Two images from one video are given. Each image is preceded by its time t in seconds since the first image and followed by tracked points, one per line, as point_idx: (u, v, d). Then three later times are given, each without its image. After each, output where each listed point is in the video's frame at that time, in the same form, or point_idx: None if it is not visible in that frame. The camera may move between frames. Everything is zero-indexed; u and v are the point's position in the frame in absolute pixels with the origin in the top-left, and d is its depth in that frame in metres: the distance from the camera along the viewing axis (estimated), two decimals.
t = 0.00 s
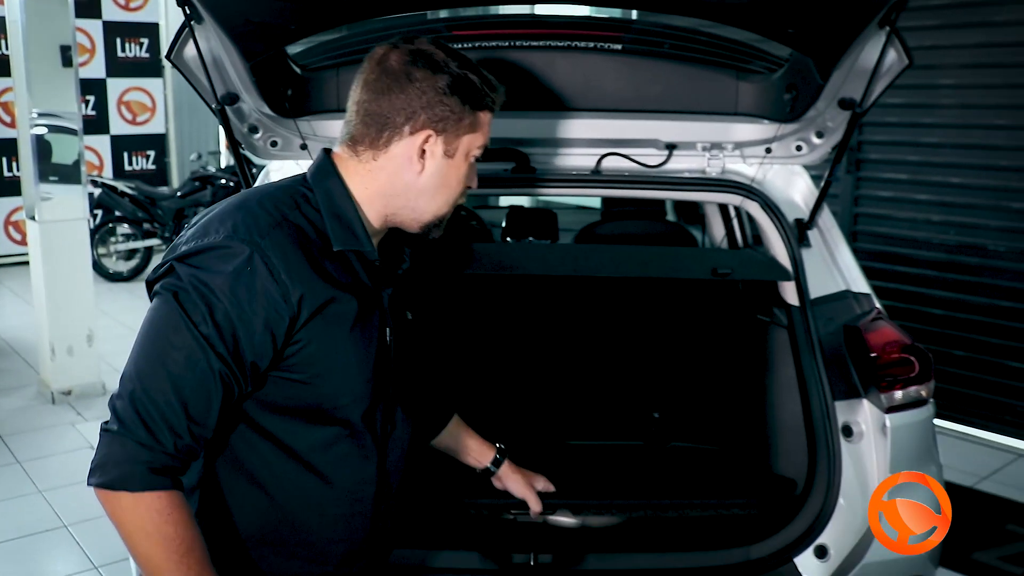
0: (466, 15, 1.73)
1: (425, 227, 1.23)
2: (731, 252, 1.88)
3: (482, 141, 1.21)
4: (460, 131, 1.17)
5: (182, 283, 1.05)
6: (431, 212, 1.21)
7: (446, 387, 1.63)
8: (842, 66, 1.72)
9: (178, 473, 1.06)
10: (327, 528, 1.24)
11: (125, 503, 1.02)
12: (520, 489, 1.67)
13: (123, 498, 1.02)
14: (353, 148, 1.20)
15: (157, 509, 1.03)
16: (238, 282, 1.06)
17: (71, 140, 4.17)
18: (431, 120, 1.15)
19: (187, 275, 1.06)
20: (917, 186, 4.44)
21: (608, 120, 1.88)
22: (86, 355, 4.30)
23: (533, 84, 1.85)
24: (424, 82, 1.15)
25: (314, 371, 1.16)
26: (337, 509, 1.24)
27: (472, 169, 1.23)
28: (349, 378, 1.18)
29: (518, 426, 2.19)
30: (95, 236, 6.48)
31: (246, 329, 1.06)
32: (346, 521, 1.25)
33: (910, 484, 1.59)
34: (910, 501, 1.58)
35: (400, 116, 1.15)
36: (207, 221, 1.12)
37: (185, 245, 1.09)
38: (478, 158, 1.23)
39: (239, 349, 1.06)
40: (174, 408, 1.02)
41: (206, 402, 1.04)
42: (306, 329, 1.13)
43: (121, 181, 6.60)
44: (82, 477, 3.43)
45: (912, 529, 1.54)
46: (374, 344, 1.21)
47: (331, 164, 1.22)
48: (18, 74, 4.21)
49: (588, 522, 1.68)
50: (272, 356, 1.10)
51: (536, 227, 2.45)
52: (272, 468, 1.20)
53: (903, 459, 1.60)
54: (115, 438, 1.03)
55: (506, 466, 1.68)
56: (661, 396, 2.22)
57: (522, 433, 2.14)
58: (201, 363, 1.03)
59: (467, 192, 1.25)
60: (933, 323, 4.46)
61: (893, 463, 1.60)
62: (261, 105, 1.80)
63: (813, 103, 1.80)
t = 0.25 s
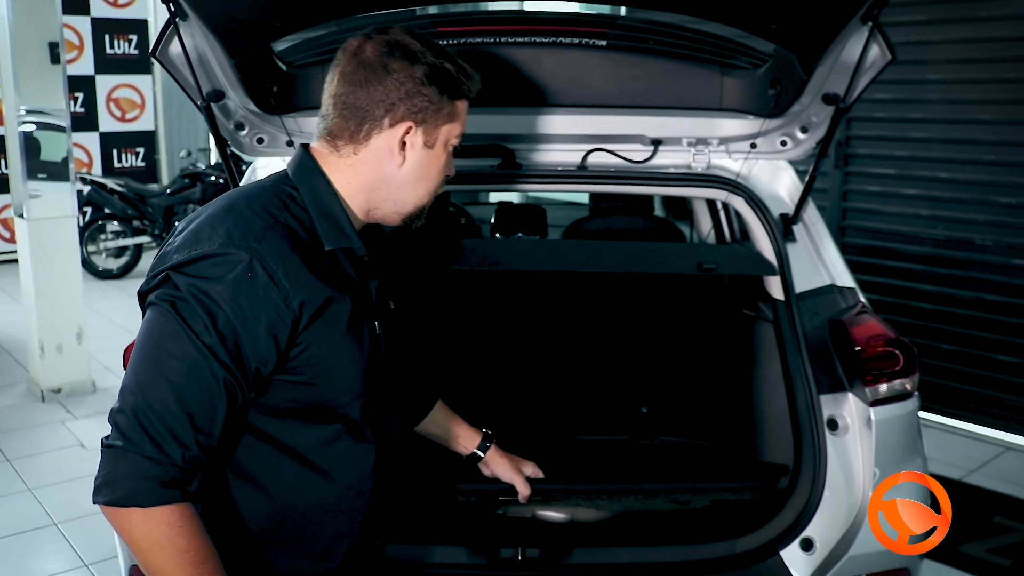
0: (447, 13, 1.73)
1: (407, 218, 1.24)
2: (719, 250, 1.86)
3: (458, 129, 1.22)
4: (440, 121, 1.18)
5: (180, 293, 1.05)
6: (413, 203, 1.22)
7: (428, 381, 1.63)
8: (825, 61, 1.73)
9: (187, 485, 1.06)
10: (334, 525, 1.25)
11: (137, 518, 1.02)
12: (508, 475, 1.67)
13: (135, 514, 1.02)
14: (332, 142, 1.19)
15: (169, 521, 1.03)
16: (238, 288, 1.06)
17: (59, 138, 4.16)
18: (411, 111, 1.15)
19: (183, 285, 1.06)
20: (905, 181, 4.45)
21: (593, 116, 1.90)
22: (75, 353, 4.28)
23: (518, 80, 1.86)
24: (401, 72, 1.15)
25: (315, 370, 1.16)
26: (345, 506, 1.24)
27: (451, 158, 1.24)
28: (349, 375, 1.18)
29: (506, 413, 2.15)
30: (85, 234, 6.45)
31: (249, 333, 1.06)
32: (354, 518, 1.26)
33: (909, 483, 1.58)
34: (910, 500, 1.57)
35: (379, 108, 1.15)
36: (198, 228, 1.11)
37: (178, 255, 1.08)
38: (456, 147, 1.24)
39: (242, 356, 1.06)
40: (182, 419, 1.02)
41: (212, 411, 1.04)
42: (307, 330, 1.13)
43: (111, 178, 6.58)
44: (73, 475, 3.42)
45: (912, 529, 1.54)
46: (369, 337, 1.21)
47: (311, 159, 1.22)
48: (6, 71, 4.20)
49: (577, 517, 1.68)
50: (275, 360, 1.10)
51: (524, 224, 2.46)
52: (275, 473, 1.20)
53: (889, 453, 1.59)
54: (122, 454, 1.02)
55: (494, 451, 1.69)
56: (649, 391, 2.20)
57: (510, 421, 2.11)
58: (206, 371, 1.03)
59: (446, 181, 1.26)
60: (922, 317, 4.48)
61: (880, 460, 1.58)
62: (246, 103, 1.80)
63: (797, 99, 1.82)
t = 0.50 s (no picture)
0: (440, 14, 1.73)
1: (398, 212, 1.24)
2: (714, 245, 1.89)
3: (442, 118, 1.22)
4: (423, 111, 1.19)
5: (175, 302, 1.05)
6: (403, 197, 1.22)
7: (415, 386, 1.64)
8: (819, 57, 1.73)
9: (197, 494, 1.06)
10: (341, 525, 1.26)
11: (149, 532, 1.03)
12: (504, 481, 1.68)
13: (146, 528, 1.03)
14: (316, 140, 1.20)
15: (183, 533, 1.04)
16: (233, 294, 1.06)
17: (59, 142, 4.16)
18: (393, 103, 1.16)
19: (177, 294, 1.06)
20: (904, 175, 4.45)
21: (586, 115, 1.89)
22: (77, 357, 4.29)
23: (513, 79, 1.87)
24: (380, 64, 1.16)
25: (315, 373, 1.16)
26: (353, 506, 1.25)
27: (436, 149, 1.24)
28: (349, 374, 1.19)
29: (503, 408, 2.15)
30: (86, 238, 6.46)
31: (247, 338, 1.06)
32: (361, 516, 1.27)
33: (909, 482, 1.57)
34: (910, 499, 1.56)
35: (360, 102, 1.16)
36: (188, 237, 1.10)
37: (170, 264, 1.08)
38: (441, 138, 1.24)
39: (241, 362, 1.06)
40: (186, 428, 1.03)
41: (214, 417, 1.04)
42: (305, 331, 1.14)
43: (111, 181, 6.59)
44: (77, 479, 3.43)
45: (912, 529, 1.53)
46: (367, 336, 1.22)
47: (296, 160, 1.23)
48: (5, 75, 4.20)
49: (579, 516, 1.68)
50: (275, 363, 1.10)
51: (522, 223, 2.46)
52: (280, 478, 1.21)
53: (888, 448, 1.59)
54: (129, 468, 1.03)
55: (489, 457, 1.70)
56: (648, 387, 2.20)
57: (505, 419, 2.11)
58: (207, 379, 1.03)
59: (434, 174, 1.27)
60: (923, 312, 4.48)
61: (880, 454, 1.58)
62: (244, 106, 1.81)
63: (792, 95, 1.83)
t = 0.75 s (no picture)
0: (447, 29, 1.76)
1: (397, 225, 1.25)
2: (720, 258, 1.89)
3: (437, 128, 1.24)
4: (419, 123, 1.20)
5: (165, 321, 1.06)
6: (402, 209, 1.24)
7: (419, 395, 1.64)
8: (819, 69, 1.73)
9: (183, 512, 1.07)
10: (337, 545, 1.26)
11: (134, 549, 1.03)
12: (507, 482, 1.67)
13: (131, 544, 1.03)
14: (314, 156, 1.22)
15: (166, 550, 1.04)
16: (224, 313, 1.07)
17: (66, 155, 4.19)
18: (389, 115, 1.18)
19: (168, 313, 1.06)
20: (907, 185, 4.46)
21: (588, 128, 1.91)
22: (83, 369, 4.31)
23: (514, 93, 1.88)
24: (375, 77, 1.17)
25: (312, 393, 1.17)
26: (348, 526, 1.26)
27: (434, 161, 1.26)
28: (345, 392, 1.19)
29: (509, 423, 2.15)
30: (92, 250, 6.50)
31: (236, 358, 1.07)
32: (357, 536, 1.27)
33: (910, 483, 1.58)
34: (911, 501, 1.57)
35: (357, 116, 1.17)
36: (182, 255, 1.11)
37: (163, 283, 1.09)
38: (438, 150, 1.26)
39: (231, 381, 1.07)
40: (173, 447, 1.03)
41: (202, 436, 1.04)
42: (299, 350, 1.15)
43: (117, 194, 6.62)
44: (82, 491, 3.44)
45: (912, 529, 1.54)
46: (365, 354, 1.23)
47: (294, 176, 1.24)
48: (12, 89, 4.23)
49: (583, 528, 1.68)
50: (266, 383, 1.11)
51: (526, 235, 2.47)
52: (276, 496, 1.21)
53: (891, 458, 1.60)
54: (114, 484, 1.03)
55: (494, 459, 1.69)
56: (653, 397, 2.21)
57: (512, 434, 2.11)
58: (195, 399, 1.03)
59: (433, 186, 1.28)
60: (927, 321, 4.47)
61: (882, 464, 1.59)
62: (248, 121, 1.83)
63: (793, 107, 1.82)
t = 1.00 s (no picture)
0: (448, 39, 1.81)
1: (392, 234, 1.26)
2: (716, 265, 1.89)
3: (431, 136, 1.25)
4: (412, 131, 1.22)
5: (161, 334, 1.06)
6: (396, 218, 1.25)
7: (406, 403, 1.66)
8: (813, 77, 1.74)
9: (177, 525, 1.07)
10: (336, 555, 1.26)
11: (129, 561, 1.04)
12: (502, 472, 1.72)
13: (125, 556, 1.04)
14: (308, 165, 1.22)
15: (160, 562, 1.05)
16: (220, 327, 1.07)
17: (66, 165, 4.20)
18: (383, 123, 1.19)
19: (164, 326, 1.07)
20: (906, 190, 4.47)
21: (586, 136, 1.92)
22: (84, 380, 4.32)
23: (512, 103, 1.89)
24: (369, 85, 1.19)
25: (310, 403, 1.18)
26: (347, 536, 1.26)
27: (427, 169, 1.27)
28: (343, 402, 1.20)
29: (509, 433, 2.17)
30: (92, 260, 6.51)
31: (232, 372, 1.07)
32: (356, 546, 1.27)
33: (910, 484, 1.59)
34: (911, 501, 1.57)
35: (351, 124, 1.18)
36: (178, 268, 1.11)
37: (159, 296, 1.09)
38: (431, 158, 1.27)
39: (226, 395, 1.07)
40: (168, 461, 1.03)
41: (197, 451, 1.05)
42: (296, 363, 1.15)
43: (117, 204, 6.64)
44: (83, 500, 3.45)
45: (912, 529, 1.55)
46: (361, 362, 1.24)
47: (288, 187, 1.25)
48: (12, 100, 4.25)
49: (583, 534, 1.70)
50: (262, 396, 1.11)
51: (525, 242, 2.48)
52: (275, 507, 1.22)
53: (888, 462, 1.60)
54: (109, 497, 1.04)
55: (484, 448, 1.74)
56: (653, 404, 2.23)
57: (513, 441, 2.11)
58: (190, 413, 1.04)
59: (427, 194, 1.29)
60: (926, 325, 4.48)
61: (880, 469, 1.59)
62: (246, 130, 1.85)
63: (788, 114, 1.83)
